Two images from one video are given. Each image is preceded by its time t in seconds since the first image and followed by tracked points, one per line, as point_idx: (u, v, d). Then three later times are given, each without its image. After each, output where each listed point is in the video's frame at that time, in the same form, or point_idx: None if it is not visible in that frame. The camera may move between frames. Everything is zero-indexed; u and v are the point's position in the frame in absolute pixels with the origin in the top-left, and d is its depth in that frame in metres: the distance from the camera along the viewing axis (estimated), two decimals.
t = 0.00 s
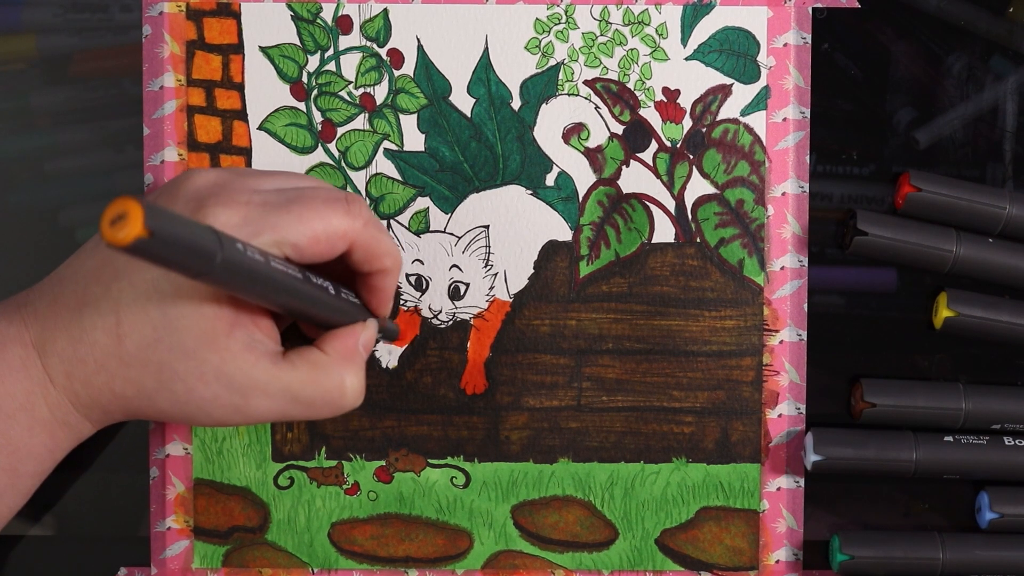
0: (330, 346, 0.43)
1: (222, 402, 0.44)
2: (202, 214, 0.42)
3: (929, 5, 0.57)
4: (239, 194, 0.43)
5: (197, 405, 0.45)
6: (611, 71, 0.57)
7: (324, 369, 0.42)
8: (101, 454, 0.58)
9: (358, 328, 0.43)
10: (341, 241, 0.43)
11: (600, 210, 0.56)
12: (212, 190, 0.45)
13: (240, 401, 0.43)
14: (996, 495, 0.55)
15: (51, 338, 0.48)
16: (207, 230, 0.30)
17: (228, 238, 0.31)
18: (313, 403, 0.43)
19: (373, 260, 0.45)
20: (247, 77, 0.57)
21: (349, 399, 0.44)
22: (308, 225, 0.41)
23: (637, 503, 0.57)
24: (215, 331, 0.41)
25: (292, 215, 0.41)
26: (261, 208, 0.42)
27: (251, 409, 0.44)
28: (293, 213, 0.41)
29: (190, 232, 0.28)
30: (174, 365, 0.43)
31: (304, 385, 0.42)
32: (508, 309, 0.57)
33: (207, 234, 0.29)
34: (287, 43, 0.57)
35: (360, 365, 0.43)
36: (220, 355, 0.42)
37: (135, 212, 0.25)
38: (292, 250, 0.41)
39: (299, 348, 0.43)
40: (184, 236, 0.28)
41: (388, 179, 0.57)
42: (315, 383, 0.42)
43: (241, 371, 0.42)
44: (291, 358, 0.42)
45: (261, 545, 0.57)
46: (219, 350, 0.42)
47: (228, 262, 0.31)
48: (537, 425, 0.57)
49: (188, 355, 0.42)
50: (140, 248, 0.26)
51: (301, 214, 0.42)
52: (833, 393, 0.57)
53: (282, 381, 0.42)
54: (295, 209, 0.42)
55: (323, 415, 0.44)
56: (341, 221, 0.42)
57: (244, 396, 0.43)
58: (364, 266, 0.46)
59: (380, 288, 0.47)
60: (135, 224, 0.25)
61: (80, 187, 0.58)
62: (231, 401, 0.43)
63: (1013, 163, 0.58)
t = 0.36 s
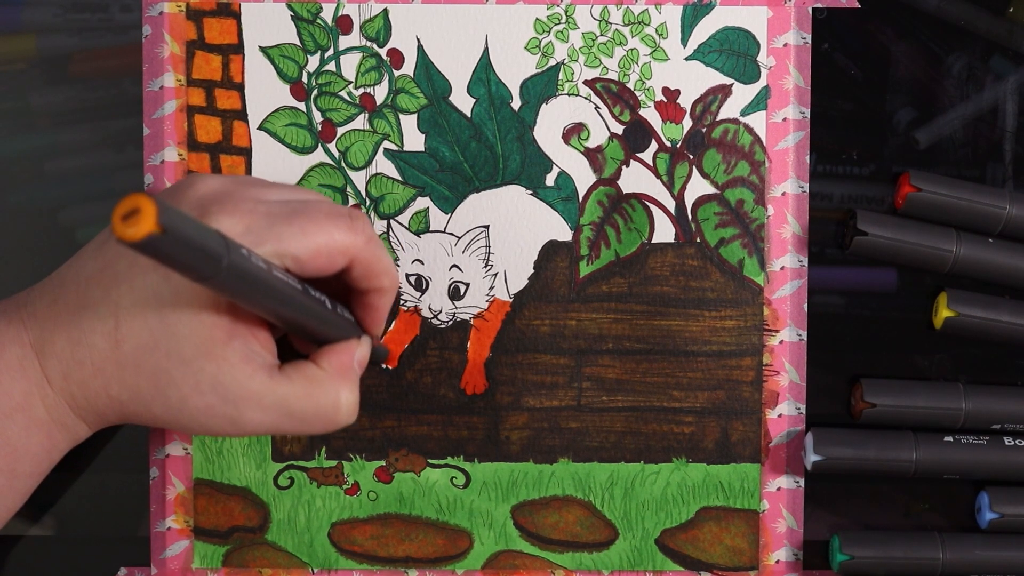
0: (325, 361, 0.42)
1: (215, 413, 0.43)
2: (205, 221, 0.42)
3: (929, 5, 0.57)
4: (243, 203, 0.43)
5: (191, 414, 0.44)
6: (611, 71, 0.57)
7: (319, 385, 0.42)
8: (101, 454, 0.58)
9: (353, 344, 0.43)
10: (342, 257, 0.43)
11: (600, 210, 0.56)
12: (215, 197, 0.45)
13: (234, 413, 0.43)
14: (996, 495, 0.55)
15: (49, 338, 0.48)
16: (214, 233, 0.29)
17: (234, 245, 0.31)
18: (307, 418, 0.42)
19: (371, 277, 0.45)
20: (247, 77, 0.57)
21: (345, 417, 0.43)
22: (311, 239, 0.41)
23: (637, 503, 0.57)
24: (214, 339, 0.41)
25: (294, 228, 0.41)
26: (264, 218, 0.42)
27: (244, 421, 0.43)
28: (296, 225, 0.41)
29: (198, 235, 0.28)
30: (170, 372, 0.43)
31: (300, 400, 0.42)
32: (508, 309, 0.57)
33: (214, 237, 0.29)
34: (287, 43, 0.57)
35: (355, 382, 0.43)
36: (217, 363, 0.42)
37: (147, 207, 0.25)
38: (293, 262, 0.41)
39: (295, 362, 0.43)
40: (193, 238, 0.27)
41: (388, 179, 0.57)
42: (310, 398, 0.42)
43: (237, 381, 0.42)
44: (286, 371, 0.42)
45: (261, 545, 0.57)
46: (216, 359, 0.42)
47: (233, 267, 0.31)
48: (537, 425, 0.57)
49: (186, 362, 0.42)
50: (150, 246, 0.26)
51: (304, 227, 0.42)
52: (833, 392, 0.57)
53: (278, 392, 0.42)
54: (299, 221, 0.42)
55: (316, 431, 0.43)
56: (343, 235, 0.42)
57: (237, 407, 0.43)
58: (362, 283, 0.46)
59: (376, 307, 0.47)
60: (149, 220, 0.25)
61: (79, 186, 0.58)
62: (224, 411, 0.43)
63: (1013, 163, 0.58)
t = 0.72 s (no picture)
0: (294, 303, 0.36)
1: (195, 366, 0.40)
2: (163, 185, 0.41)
3: (929, 5, 0.57)
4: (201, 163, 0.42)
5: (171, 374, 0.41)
6: (611, 71, 0.57)
7: (289, 326, 0.36)
8: (101, 455, 0.58)
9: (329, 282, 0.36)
10: (306, 197, 0.42)
11: (600, 210, 0.56)
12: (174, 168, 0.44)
13: (214, 364, 0.40)
14: (997, 495, 0.55)
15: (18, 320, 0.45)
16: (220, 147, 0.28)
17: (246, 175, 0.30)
18: (284, 364, 0.37)
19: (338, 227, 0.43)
20: (247, 77, 0.57)
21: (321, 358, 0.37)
22: (272, 177, 0.41)
23: (638, 503, 0.57)
24: (182, 288, 0.39)
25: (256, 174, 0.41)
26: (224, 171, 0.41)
27: (227, 376, 0.40)
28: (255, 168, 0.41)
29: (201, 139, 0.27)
30: (139, 334, 0.40)
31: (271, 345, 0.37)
32: (508, 309, 0.57)
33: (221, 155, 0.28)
34: (287, 43, 0.57)
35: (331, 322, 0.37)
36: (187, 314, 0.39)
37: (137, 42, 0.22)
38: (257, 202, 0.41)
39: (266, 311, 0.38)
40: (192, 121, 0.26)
41: (388, 179, 0.57)
42: (281, 339, 0.37)
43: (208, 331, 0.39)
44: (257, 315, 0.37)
45: (261, 545, 0.57)
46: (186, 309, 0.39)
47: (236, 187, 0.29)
48: (537, 425, 0.57)
49: (154, 317, 0.39)
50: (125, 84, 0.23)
51: (266, 169, 0.41)
52: (833, 393, 0.57)
53: (249, 338, 0.38)
54: (259, 163, 0.42)
55: (297, 375, 0.38)
56: (306, 176, 0.42)
57: (214, 355, 0.39)
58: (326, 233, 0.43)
59: (341, 259, 0.43)
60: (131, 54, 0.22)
61: (79, 187, 0.58)
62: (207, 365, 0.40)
63: (1014, 163, 0.58)
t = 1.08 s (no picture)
0: (342, 339, 0.41)
1: (241, 391, 0.44)
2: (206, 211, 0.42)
3: (929, 5, 0.57)
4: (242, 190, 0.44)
5: (216, 397, 0.45)
6: (611, 71, 0.57)
7: (335, 361, 0.41)
8: (101, 455, 0.58)
9: (373, 319, 0.41)
10: (349, 232, 0.44)
11: (600, 210, 0.56)
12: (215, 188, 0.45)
13: (257, 390, 0.44)
14: (997, 495, 0.55)
15: (58, 345, 0.48)
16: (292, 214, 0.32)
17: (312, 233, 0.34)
18: (325, 393, 0.42)
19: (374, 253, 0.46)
20: (247, 76, 0.57)
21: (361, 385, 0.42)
22: (318, 216, 0.43)
23: (638, 503, 0.57)
24: (230, 324, 0.42)
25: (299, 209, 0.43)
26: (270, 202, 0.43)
27: (270, 397, 0.45)
28: (298, 204, 0.43)
29: (274, 208, 0.31)
30: (189, 362, 0.44)
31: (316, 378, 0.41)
32: (508, 309, 0.57)
33: (290, 219, 0.32)
34: (287, 43, 0.57)
35: (373, 355, 0.42)
36: (236, 347, 0.42)
37: (220, 130, 0.26)
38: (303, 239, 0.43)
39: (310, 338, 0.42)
40: (267, 196, 0.30)
41: (388, 179, 0.57)
42: (325, 376, 0.41)
43: (255, 361, 0.42)
44: (303, 350, 0.41)
45: (261, 545, 0.57)
46: (234, 343, 0.42)
47: (299, 244, 0.33)
48: (537, 425, 0.57)
49: (204, 349, 0.43)
50: (205, 166, 0.27)
51: (310, 205, 0.43)
52: (833, 393, 0.57)
53: (295, 371, 0.42)
54: (302, 198, 0.44)
55: (335, 402, 0.44)
56: (349, 212, 0.44)
57: (260, 383, 0.43)
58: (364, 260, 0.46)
59: (376, 284, 0.46)
60: (213, 142, 0.26)
61: (79, 187, 0.58)
62: (252, 392, 0.44)
63: (1013, 163, 0.58)
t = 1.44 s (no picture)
0: (339, 336, 0.41)
1: (237, 389, 0.45)
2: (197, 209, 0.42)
3: (929, 5, 0.57)
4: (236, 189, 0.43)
5: (212, 394, 0.45)
6: (611, 71, 0.57)
7: (331, 358, 0.41)
8: (101, 454, 0.58)
9: (368, 316, 0.42)
10: (344, 229, 0.44)
11: (600, 210, 0.56)
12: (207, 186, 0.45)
13: (254, 388, 0.44)
14: (997, 495, 0.55)
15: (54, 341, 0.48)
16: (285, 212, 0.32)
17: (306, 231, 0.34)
18: (322, 391, 0.42)
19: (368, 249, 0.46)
20: (247, 76, 0.57)
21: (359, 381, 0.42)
22: (311, 213, 0.43)
23: (638, 503, 0.57)
24: (225, 323, 0.42)
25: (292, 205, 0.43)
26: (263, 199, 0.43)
27: (266, 395, 0.45)
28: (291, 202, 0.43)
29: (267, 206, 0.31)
30: (184, 360, 0.44)
31: (313, 375, 0.42)
32: (508, 309, 0.57)
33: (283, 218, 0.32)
34: (287, 43, 0.57)
35: (370, 352, 0.42)
36: (232, 346, 0.42)
37: (210, 127, 0.26)
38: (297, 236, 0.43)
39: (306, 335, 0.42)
40: (260, 194, 0.30)
41: (388, 179, 0.57)
42: (322, 373, 0.41)
43: (250, 359, 0.42)
44: (299, 348, 0.41)
45: (261, 545, 0.57)
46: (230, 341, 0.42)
47: (292, 241, 0.33)
48: (537, 425, 0.57)
49: (199, 347, 0.43)
50: (195, 165, 0.27)
51: (303, 203, 0.43)
52: (834, 393, 0.57)
53: (291, 368, 0.42)
54: (296, 196, 0.44)
55: (332, 400, 0.44)
56: (342, 208, 0.44)
57: (256, 381, 0.43)
58: (359, 257, 0.46)
59: (370, 281, 0.46)
60: (203, 140, 0.26)
61: (79, 187, 0.58)
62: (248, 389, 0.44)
63: (1013, 163, 0.58)
